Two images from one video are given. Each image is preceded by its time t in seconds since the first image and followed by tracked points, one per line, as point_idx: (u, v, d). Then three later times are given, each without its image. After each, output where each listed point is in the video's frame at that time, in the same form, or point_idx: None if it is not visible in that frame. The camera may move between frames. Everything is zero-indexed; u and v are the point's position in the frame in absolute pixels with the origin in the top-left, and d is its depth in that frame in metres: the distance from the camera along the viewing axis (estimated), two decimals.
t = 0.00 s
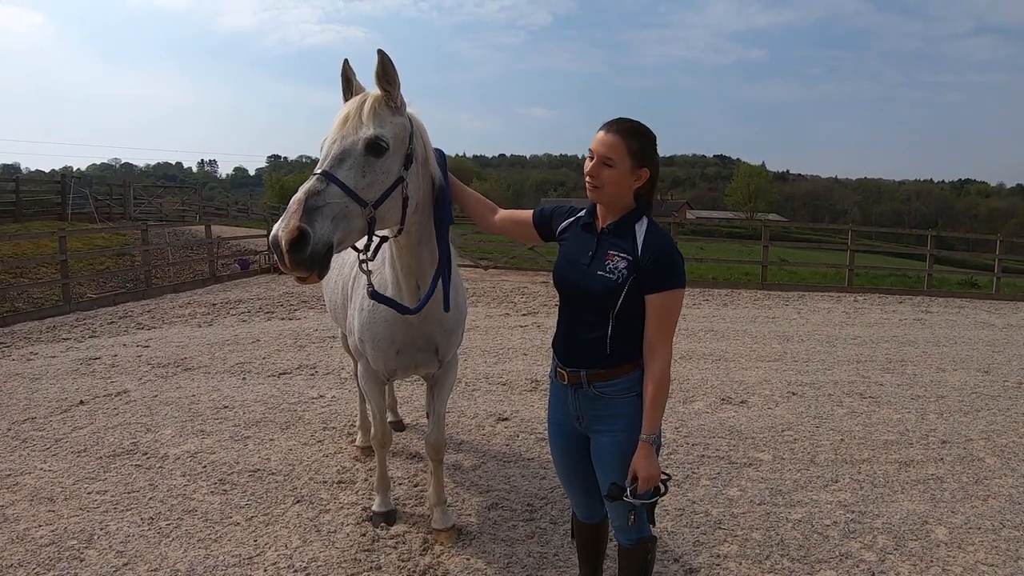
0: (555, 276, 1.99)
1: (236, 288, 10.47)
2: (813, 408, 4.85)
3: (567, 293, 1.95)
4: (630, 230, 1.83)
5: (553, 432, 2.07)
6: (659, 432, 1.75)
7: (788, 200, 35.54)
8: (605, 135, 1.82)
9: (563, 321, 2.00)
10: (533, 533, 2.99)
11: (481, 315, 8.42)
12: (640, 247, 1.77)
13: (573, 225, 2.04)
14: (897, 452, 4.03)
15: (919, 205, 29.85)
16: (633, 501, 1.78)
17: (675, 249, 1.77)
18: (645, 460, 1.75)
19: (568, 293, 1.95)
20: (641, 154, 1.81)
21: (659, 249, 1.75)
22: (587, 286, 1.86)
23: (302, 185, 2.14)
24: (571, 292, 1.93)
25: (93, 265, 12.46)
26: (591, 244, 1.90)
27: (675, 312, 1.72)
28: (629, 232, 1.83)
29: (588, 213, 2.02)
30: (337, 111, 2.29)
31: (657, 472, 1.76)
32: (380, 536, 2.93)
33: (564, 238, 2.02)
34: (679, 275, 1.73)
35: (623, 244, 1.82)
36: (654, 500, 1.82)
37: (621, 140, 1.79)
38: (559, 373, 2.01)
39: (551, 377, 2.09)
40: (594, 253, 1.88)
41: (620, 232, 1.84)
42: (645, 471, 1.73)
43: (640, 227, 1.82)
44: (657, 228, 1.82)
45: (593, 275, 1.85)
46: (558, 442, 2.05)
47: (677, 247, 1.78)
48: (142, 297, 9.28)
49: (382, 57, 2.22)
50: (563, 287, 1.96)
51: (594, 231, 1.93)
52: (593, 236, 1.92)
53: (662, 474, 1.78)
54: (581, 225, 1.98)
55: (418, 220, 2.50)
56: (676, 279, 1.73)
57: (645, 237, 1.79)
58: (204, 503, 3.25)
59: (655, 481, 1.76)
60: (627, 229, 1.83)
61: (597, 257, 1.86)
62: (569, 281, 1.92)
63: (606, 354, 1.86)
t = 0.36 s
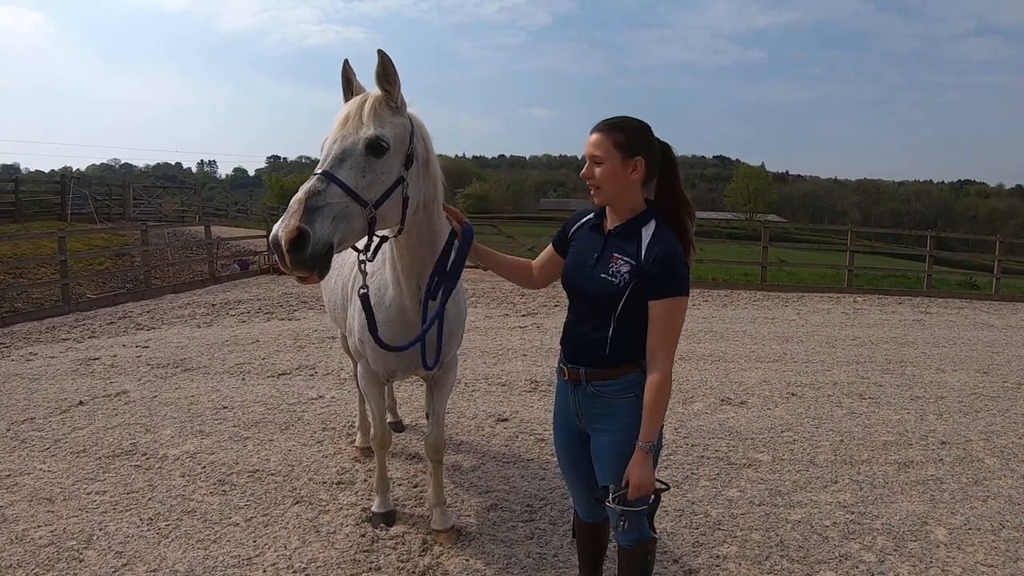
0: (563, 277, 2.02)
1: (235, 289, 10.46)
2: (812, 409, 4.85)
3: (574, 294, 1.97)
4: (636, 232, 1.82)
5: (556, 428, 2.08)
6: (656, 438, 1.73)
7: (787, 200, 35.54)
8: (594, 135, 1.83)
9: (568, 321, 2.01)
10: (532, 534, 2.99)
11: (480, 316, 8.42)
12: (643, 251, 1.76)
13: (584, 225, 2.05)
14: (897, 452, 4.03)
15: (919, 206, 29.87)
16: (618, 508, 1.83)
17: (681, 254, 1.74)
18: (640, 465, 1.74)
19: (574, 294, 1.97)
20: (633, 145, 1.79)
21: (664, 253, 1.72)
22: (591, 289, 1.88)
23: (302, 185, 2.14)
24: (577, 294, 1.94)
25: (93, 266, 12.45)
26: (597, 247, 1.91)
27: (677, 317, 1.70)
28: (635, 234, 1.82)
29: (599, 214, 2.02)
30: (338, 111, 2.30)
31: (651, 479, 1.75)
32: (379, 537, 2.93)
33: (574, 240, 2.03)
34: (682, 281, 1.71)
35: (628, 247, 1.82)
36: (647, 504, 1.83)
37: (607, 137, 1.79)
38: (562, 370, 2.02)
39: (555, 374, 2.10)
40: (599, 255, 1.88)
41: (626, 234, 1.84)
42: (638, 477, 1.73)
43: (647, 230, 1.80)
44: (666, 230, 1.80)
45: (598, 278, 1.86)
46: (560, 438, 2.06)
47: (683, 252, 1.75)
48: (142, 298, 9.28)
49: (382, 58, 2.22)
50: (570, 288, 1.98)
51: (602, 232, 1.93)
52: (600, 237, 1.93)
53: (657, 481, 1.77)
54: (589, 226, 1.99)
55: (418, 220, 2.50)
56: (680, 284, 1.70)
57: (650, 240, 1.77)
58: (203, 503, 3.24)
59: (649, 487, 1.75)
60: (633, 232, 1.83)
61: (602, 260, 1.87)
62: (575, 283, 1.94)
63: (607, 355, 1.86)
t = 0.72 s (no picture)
0: (563, 280, 2.02)
1: (234, 289, 10.46)
2: (811, 410, 4.85)
3: (573, 296, 1.97)
4: (630, 230, 1.82)
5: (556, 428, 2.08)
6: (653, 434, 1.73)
7: (787, 201, 35.56)
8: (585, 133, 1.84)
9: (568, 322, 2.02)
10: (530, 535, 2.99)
11: (480, 316, 8.43)
12: (637, 247, 1.76)
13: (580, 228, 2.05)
14: (896, 454, 4.03)
15: (918, 207, 29.89)
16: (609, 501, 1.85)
17: (676, 248, 1.74)
18: (636, 462, 1.74)
19: (573, 295, 1.98)
20: (625, 144, 1.79)
21: (658, 248, 1.72)
22: (589, 290, 1.88)
23: (303, 184, 2.14)
24: (577, 296, 1.95)
25: (92, 266, 12.46)
26: (593, 248, 1.92)
27: (674, 313, 1.70)
28: (628, 233, 1.82)
29: (593, 215, 2.03)
30: (339, 111, 2.30)
31: (647, 476, 1.75)
32: (377, 537, 2.93)
33: (572, 243, 2.03)
34: (679, 276, 1.70)
35: (622, 246, 1.82)
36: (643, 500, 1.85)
37: (598, 136, 1.80)
38: (563, 369, 2.02)
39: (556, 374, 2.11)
40: (595, 256, 1.89)
41: (620, 232, 1.84)
42: (632, 474, 1.72)
43: (640, 227, 1.79)
44: (660, 227, 1.79)
45: (595, 278, 1.86)
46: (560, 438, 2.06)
47: (679, 247, 1.74)
48: (141, 298, 9.27)
49: (383, 58, 2.23)
50: (569, 290, 1.99)
51: (597, 234, 1.93)
52: (596, 239, 1.93)
53: (653, 478, 1.76)
54: (585, 229, 1.99)
55: (419, 221, 2.50)
56: (675, 280, 1.70)
57: (643, 237, 1.77)
58: (201, 503, 3.24)
59: (642, 484, 1.75)
60: (627, 231, 1.83)
61: (599, 260, 1.87)
62: (573, 286, 1.95)
63: (606, 355, 1.87)
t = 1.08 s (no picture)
0: (558, 283, 2.02)
1: (234, 288, 10.47)
2: (811, 412, 4.86)
3: (570, 297, 1.97)
4: (626, 229, 1.83)
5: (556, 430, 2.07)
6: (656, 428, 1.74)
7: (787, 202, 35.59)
8: (604, 134, 1.82)
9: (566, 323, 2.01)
10: (529, 535, 2.99)
11: (480, 316, 8.44)
12: (635, 244, 1.77)
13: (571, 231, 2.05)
14: (895, 455, 4.03)
15: (918, 209, 29.93)
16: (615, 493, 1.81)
17: (672, 244, 1.76)
18: (641, 455, 1.74)
19: (570, 296, 1.97)
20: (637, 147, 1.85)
21: (656, 244, 1.74)
22: (588, 290, 1.88)
23: (305, 185, 2.14)
24: (575, 296, 1.94)
25: (92, 265, 12.47)
26: (589, 248, 1.91)
27: (674, 308, 1.71)
28: (624, 230, 1.83)
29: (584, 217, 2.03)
30: (342, 112, 2.30)
31: (653, 468, 1.75)
32: (376, 538, 2.93)
33: (565, 246, 2.03)
34: (676, 272, 1.72)
35: (619, 244, 1.82)
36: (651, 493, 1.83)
37: (624, 137, 1.81)
38: (563, 370, 2.02)
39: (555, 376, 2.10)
40: (592, 256, 1.89)
41: (617, 230, 1.84)
42: (638, 466, 1.73)
43: (636, 226, 1.81)
44: (653, 222, 1.82)
45: (594, 278, 1.86)
46: (560, 440, 2.05)
47: (675, 243, 1.77)
48: (141, 297, 9.27)
49: (387, 59, 2.23)
50: (566, 292, 1.98)
51: (592, 235, 1.93)
52: (591, 240, 1.93)
53: (657, 471, 1.77)
54: (578, 231, 1.99)
55: (421, 222, 2.50)
56: (673, 275, 1.72)
57: (640, 234, 1.78)
58: (200, 503, 3.24)
59: (649, 477, 1.75)
60: (622, 229, 1.84)
61: (595, 259, 1.87)
62: (571, 287, 1.94)
63: (608, 354, 1.87)
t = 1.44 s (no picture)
0: (553, 284, 1.99)
1: (235, 288, 10.47)
2: (811, 413, 4.86)
3: (567, 297, 1.95)
4: (626, 231, 1.84)
5: (548, 433, 2.05)
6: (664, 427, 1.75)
7: (788, 203, 35.57)
8: (610, 142, 1.81)
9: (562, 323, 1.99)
10: (530, 536, 2.99)
11: (480, 317, 8.44)
12: (638, 247, 1.78)
13: (565, 233, 2.04)
14: (895, 456, 4.03)
15: (919, 210, 29.92)
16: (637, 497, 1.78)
17: (673, 245, 1.79)
18: (651, 455, 1.74)
19: (567, 297, 1.95)
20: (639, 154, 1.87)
21: (659, 246, 1.77)
22: (587, 290, 1.86)
23: (307, 186, 2.14)
24: (573, 297, 1.92)
25: (93, 265, 12.47)
26: (588, 250, 1.90)
27: (677, 307, 1.73)
28: (625, 233, 1.84)
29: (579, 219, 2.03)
30: (344, 113, 2.30)
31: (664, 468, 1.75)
32: (376, 538, 2.93)
33: (559, 246, 2.02)
34: (678, 273, 1.75)
35: (620, 246, 1.82)
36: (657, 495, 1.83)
37: (630, 146, 1.82)
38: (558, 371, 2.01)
39: (548, 379, 2.08)
40: (592, 257, 1.88)
41: (617, 233, 1.85)
42: (652, 466, 1.72)
43: (636, 229, 1.83)
44: (653, 225, 1.84)
45: (595, 278, 1.84)
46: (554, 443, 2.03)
47: (676, 243, 1.79)
48: (141, 297, 9.27)
49: (388, 60, 2.23)
50: (560, 292, 1.96)
51: (591, 237, 1.93)
52: (589, 241, 1.92)
53: (668, 471, 1.77)
54: (574, 232, 1.98)
55: (423, 223, 2.51)
56: (676, 275, 1.75)
57: (643, 236, 1.80)
58: (200, 503, 3.24)
59: (661, 477, 1.74)
60: (623, 231, 1.84)
61: (596, 260, 1.86)
62: (568, 288, 1.92)
63: (606, 355, 1.87)
